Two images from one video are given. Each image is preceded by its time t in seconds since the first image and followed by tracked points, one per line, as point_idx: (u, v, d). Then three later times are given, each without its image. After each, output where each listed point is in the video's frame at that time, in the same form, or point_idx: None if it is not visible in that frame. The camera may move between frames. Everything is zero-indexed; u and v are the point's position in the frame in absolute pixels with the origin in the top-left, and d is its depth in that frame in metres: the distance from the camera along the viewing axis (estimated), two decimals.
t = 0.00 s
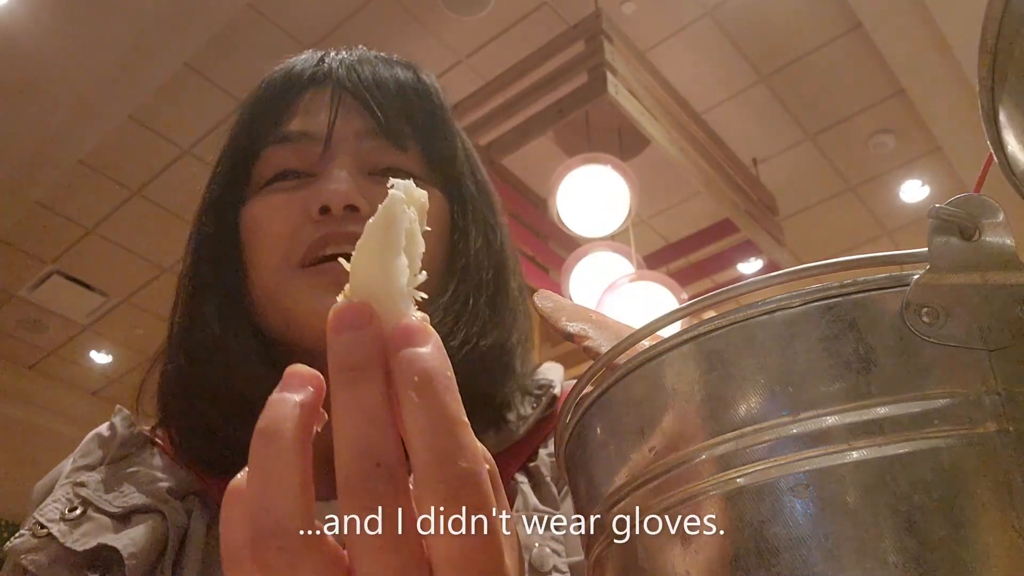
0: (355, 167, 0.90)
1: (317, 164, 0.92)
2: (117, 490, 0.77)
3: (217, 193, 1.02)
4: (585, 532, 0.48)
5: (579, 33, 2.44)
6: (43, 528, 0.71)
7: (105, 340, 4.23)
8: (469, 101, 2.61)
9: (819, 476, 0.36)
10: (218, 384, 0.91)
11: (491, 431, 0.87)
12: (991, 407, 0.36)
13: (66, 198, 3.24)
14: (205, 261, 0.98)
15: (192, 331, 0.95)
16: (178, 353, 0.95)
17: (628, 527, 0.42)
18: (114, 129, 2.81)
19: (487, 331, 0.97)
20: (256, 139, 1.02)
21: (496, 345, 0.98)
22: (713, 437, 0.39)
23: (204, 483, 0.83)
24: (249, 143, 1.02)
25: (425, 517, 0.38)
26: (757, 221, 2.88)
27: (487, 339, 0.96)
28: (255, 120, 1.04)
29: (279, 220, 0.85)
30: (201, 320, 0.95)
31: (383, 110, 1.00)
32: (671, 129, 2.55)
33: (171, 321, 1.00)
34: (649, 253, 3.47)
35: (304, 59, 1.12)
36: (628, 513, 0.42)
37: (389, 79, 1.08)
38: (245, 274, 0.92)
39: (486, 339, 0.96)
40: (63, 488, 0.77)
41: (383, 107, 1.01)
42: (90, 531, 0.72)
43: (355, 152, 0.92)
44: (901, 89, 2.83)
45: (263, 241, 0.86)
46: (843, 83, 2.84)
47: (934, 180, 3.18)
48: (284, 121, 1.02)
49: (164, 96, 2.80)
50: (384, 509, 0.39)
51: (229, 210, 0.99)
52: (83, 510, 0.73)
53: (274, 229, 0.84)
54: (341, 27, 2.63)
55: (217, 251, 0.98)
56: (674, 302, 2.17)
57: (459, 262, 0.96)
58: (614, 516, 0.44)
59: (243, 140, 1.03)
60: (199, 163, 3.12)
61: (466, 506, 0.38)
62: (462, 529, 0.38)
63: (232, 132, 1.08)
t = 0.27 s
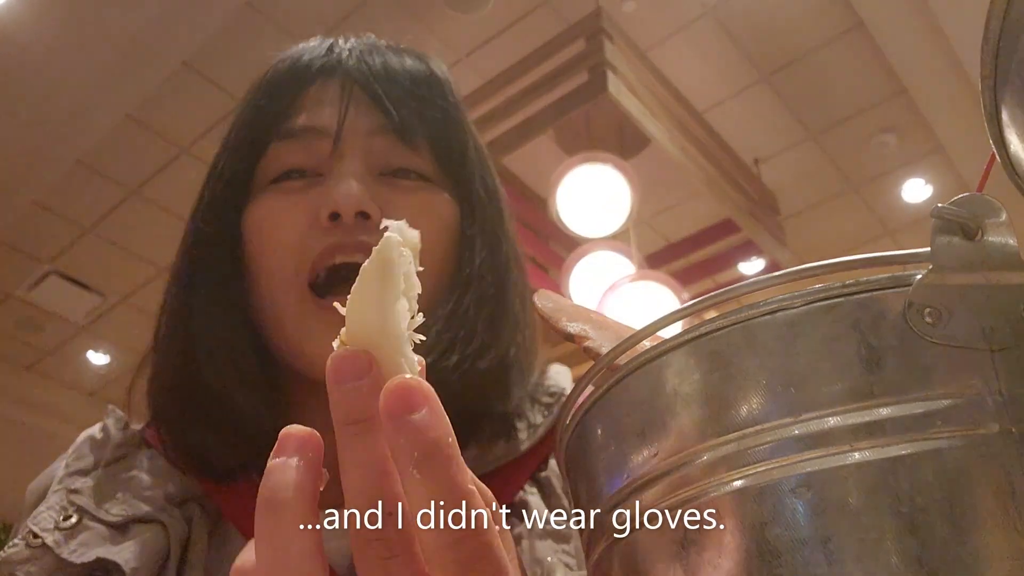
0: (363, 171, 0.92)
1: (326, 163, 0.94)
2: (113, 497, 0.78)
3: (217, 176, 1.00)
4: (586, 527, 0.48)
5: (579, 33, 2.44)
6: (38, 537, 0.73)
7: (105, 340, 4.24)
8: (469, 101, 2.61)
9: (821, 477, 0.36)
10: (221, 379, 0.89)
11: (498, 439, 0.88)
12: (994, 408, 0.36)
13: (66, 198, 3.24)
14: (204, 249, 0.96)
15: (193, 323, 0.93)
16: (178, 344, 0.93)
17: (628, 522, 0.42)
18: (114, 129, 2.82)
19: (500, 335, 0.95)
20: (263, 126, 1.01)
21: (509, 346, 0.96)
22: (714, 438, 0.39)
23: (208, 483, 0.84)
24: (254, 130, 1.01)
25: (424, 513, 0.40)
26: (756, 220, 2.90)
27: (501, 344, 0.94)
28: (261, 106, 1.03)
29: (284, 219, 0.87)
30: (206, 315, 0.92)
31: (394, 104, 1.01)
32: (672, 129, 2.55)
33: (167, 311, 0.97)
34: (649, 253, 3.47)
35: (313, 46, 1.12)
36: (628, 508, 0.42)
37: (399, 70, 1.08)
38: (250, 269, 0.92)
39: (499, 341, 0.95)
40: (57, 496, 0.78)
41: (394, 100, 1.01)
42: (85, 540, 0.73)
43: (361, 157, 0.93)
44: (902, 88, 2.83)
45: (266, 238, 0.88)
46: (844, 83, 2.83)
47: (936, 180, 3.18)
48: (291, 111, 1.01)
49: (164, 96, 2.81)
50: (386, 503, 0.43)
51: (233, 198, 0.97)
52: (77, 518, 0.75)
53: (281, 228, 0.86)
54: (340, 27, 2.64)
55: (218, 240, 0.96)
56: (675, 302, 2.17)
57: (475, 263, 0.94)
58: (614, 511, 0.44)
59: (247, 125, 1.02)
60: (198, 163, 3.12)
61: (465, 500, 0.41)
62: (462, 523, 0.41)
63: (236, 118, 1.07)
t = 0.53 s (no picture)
0: (357, 182, 0.91)
1: (322, 172, 0.93)
2: (104, 500, 0.81)
3: (212, 185, 1.01)
4: (586, 528, 0.48)
5: (579, 33, 2.44)
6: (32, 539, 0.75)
7: (104, 339, 4.24)
8: (469, 101, 2.61)
9: (820, 477, 0.36)
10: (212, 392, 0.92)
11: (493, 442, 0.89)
12: (994, 408, 0.36)
13: (66, 198, 3.24)
14: (197, 261, 0.98)
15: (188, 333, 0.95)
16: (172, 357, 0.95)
17: (628, 523, 0.42)
18: (113, 128, 2.82)
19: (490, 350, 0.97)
20: (258, 132, 1.01)
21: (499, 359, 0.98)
22: (714, 437, 0.39)
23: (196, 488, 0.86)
24: (249, 137, 1.02)
25: (424, 511, 0.40)
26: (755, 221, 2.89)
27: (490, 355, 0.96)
28: (257, 113, 1.03)
29: (278, 231, 0.87)
30: (198, 326, 0.94)
31: (390, 112, 1.02)
32: (672, 129, 2.55)
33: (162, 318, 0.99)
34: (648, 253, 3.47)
35: (309, 51, 1.12)
36: (628, 508, 0.42)
37: (395, 79, 1.09)
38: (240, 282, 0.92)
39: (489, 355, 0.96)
40: (52, 501, 0.81)
41: (390, 109, 1.02)
42: (79, 541, 0.75)
43: (356, 163, 0.93)
44: (902, 88, 2.83)
45: (260, 251, 0.87)
46: (844, 83, 2.83)
47: (936, 180, 3.18)
48: (287, 118, 1.02)
49: (164, 95, 2.81)
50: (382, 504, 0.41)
51: (227, 209, 0.98)
52: (70, 520, 0.77)
53: (274, 240, 0.86)
54: (340, 27, 2.64)
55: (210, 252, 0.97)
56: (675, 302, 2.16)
57: (466, 275, 0.96)
58: (614, 510, 0.44)
59: (242, 132, 1.03)
60: (198, 163, 3.12)
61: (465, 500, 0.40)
62: (462, 523, 0.40)
63: (232, 123, 1.08)
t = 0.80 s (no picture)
0: (360, 186, 0.92)
1: (323, 178, 0.93)
2: (109, 496, 0.81)
3: (213, 191, 1.00)
4: (585, 527, 0.48)
5: (579, 32, 2.44)
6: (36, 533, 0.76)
7: (104, 339, 4.24)
8: (469, 101, 2.61)
9: (820, 476, 0.36)
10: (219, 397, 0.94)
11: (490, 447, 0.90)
12: (993, 408, 0.36)
13: (66, 198, 3.24)
14: (202, 266, 0.98)
15: (194, 339, 0.96)
16: (177, 362, 0.96)
17: (628, 523, 0.42)
18: (113, 128, 2.82)
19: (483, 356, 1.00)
20: (260, 135, 1.01)
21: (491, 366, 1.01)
22: (715, 436, 0.39)
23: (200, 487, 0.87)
24: (251, 140, 1.02)
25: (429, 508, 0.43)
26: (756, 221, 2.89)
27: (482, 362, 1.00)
28: (259, 116, 1.03)
29: (281, 235, 0.87)
30: (204, 332, 0.96)
31: (392, 118, 1.02)
32: (672, 129, 2.55)
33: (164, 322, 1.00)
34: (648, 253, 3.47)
35: (311, 54, 1.12)
36: (628, 508, 0.42)
37: (397, 84, 1.09)
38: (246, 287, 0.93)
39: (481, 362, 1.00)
40: (57, 493, 0.81)
41: (392, 115, 1.03)
42: (82, 536, 0.76)
43: (360, 168, 0.94)
44: (902, 89, 2.83)
45: (264, 254, 0.88)
46: (844, 83, 2.83)
47: (936, 180, 3.18)
48: (289, 122, 1.02)
49: (164, 95, 2.81)
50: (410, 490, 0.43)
51: (231, 214, 0.98)
52: (75, 515, 0.78)
53: (277, 244, 0.86)
54: (340, 27, 2.64)
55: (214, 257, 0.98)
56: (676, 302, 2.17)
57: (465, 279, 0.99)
58: (614, 511, 0.44)
59: (244, 136, 1.03)
60: (198, 163, 3.13)
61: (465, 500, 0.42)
62: (461, 524, 0.42)
63: (233, 126, 1.08)
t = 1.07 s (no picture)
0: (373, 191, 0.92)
1: (336, 183, 0.92)
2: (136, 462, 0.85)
3: (225, 197, 1.01)
4: (585, 528, 0.48)
5: (579, 32, 2.44)
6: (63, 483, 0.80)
7: (104, 339, 4.24)
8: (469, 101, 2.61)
9: (821, 476, 0.36)
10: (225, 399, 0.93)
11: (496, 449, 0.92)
12: (993, 408, 0.36)
13: (65, 198, 3.24)
14: (211, 267, 0.99)
15: (200, 339, 0.96)
16: (184, 362, 0.96)
17: (628, 522, 0.42)
18: (113, 127, 2.82)
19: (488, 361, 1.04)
20: (272, 141, 1.02)
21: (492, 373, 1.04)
22: (714, 436, 0.39)
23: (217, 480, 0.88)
24: (263, 146, 1.02)
25: (426, 510, 0.45)
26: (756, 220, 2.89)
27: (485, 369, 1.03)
28: (271, 122, 1.04)
29: (296, 242, 0.86)
30: (212, 333, 0.96)
31: (403, 123, 1.03)
32: (672, 129, 2.55)
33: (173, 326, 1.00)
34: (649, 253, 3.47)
35: (321, 60, 1.13)
36: (628, 508, 0.42)
37: (406, 89, 1.10)
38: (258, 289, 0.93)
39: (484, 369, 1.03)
40: (89, 451, 0.86)
41: (403, 120, 1.03)
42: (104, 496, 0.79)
43: (371, 173, 0.93)
44: (902, 89, 2.83)
45: (280, 259, 0.87)
46: (844, 82, 2.83)
47: (936, 180, 3.18)
48: (301, 128, 1.02)
49: (164, 95, 2.81)
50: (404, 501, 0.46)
51: (241, 217, 0.98)
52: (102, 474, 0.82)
53: (292, 251, 0.86)
54: (339, 26, 2.63)
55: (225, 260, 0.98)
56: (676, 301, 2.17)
57: (476, 282, 1.02)
58: (614, 511, 0.44)
59: (255, 141, 1.03)
60: (198, 163, 3.12)
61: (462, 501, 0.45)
62: (463, 523, 0.45)
63: (243, 132, 1.08)
